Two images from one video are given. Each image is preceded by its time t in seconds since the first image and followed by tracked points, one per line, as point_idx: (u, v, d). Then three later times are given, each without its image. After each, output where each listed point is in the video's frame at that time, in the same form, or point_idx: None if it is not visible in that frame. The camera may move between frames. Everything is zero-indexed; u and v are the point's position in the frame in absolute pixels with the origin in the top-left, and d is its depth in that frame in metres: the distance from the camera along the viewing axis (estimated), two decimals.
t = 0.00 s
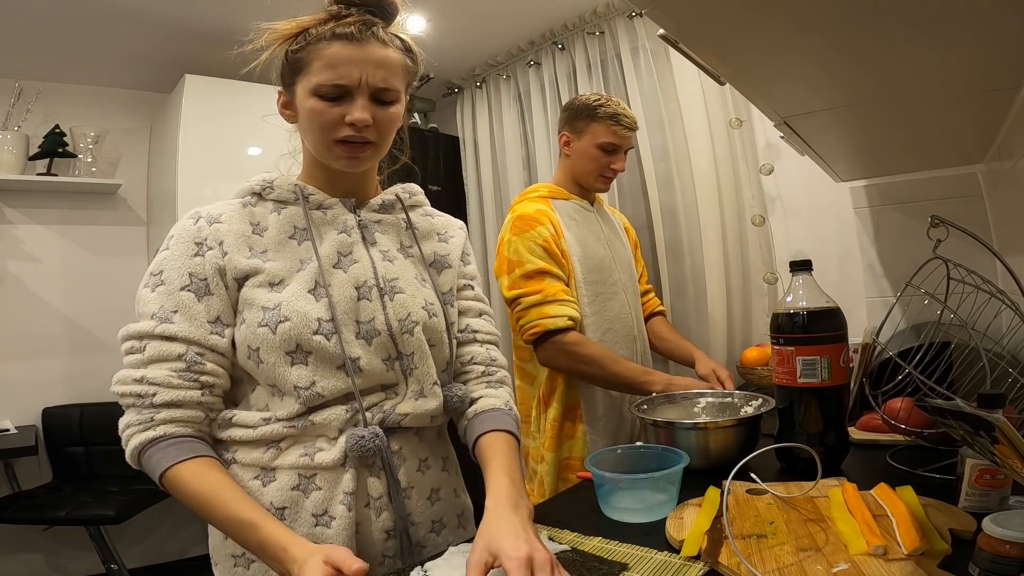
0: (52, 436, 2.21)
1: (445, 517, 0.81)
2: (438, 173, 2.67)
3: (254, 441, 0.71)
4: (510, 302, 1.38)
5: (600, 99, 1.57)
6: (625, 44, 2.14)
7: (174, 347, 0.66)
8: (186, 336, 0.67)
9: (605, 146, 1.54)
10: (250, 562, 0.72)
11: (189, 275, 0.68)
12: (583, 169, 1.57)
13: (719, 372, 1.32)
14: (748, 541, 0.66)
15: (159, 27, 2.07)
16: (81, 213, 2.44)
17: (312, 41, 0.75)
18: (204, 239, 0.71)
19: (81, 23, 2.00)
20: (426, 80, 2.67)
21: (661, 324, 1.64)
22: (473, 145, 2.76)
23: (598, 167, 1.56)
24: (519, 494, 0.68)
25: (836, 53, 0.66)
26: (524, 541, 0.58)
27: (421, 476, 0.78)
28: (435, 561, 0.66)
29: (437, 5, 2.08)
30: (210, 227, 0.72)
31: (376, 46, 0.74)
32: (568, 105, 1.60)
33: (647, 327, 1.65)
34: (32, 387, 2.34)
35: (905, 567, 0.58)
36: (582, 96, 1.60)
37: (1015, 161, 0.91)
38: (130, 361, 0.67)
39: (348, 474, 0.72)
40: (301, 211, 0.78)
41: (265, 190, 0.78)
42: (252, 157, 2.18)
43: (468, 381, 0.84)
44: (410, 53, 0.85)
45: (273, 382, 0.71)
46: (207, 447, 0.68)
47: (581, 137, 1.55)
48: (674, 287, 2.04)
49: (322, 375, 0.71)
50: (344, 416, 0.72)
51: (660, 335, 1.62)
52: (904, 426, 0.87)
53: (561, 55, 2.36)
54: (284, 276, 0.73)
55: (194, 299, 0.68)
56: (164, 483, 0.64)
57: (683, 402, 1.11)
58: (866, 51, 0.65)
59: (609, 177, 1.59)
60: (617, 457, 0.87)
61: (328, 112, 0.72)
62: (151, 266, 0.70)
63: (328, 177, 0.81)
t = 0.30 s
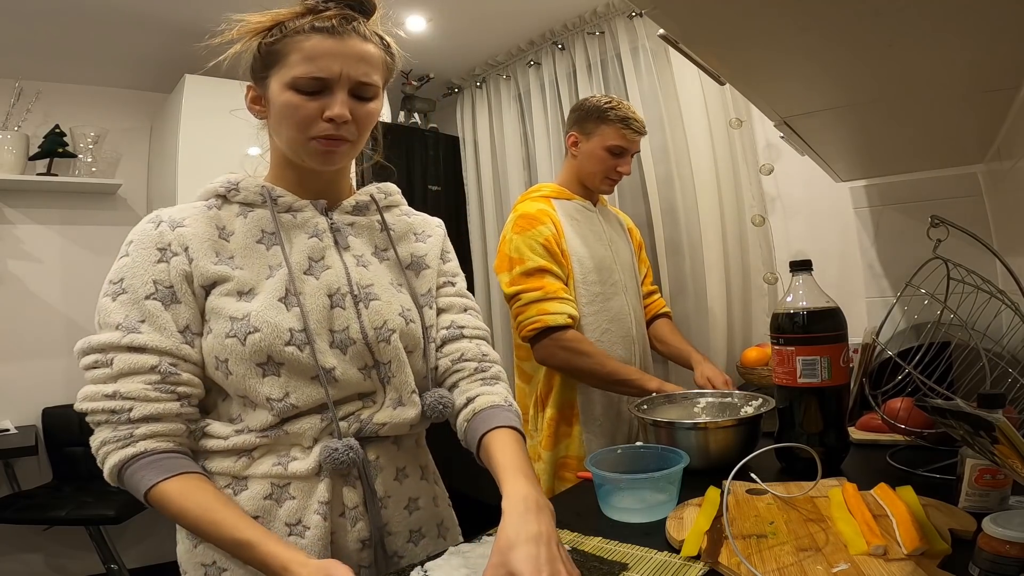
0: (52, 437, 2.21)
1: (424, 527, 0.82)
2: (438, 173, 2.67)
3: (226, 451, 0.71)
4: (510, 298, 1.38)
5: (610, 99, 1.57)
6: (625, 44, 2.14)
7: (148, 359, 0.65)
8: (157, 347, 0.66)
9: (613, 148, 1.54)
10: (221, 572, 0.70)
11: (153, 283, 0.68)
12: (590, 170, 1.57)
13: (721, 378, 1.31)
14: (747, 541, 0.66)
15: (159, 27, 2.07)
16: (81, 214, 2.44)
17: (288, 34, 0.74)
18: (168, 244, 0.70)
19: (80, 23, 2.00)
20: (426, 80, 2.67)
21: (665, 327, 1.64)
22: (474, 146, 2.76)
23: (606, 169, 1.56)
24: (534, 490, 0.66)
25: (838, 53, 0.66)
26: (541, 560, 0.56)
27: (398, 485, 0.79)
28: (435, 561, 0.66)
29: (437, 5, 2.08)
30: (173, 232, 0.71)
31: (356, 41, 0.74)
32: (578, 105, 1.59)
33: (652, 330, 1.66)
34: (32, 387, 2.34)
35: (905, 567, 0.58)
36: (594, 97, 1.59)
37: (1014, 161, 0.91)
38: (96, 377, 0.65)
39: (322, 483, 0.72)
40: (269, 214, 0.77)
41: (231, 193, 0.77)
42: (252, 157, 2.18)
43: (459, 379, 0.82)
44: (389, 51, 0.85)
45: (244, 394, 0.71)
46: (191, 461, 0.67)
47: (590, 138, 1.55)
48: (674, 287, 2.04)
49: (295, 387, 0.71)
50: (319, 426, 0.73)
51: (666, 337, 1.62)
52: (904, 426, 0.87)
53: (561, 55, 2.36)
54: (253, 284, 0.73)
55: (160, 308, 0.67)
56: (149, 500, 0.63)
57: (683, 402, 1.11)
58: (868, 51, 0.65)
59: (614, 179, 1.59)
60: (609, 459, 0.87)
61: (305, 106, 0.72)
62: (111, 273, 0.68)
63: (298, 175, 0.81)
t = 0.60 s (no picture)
0: (52, 437, 2.21)
1: (412, 532, 0.83)
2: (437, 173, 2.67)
3: (206, 457, 0.71)
4: (514, 297, 1.38)
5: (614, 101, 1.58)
6: (625, 44, 2.14)
7: (124, 364, 0.65)
8: (133, 352, 0.65)
9: (616, 151, 1.54)
10: None
11: (128, 285, 0.67)
12: (593, 172, 1.57)
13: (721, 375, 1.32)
14: (747, 541, 0.66)
15: (159, 27, 2.07)
16: (81, 214, 2.44)
17: (281, 29, 0.74)
18: (143, 245, 0.69)
19: (80, 23, 2.00)
20: (426, 80, 2.67)
21: (667, 326, 1.65)
22: (474, 146, 2.76)
23: (609, 172, 1.56)
24: (539, 490, 0.66)
25: (838, 53, 0.66)
26: (541, 565, 0.56)
27: (385, 491, 0.80)
28: (434, 561, 0.66)
29: (438, 5, 2.08)
30: (149, 232, 0.70)
31: (351, 40, 0.74)
32: (584, 106, 1.59)
33: (653, 329, 1.66)
34: (31, 387, 2.33)
35: (905, 568, 0.58)
36: (600, 99, 1.59)
37: (1014, 161, 0.91)
38: (70, 382, 0.64)
39: (306, 490, 0.72)
40: (250, 214, 0.77)
41: (210, 192, 0.77)
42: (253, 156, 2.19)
43: (456, 379, 0.82)
44: (385, 50, 0.85)
45: (224, 399, 0.71)
46: (171, 466, 0.67)
47: (594, 139, 1.55)
48: (674, 287, 2.04)
49: (277, 393, 0.71)
50: (303, 432, 0.73)
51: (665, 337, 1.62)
52: (904, 426, 0.87)
53: (561, 55, 2.36)
54: (234, 287, 0.73)
55: (136, 311, 0.67)
56: (131, 509, 0.62)
57: (683, 402, 1.11)
58: (867, 51, 0.65)
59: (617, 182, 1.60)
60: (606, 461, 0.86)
61: (295, 105, 0.72)
62: (84, 274, 0.67)
63: (281, 173, 0.81)
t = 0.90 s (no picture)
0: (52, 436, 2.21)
1: (405, 536, 0.83)
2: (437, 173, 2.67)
3: (195, 460, 0.71)
4: (517, 293, 1.38)
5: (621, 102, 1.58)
6: (625, 44, 2.14)
7: (111, 366, 0.65)
8: (120, 353, 0.65)
9: (621, 152, 1.54)
10: None
11: (115, 286, 0.67)
12: (596, 172, 1.57)
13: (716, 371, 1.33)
14: (748, 541, 0.66)
15: (158, 27, 2.07)
16: (81, 214, 2.44)
17: (281, 32, 0.73)
18: (131, 246, 0.69)
19: (80, 23, 2.00)
20: (426, 80, 2.67)
21: (662, 327, 1.65)
22: (473, 146, 2.76)
23: (613, 172, 1.57)
24: (545, 488, 0.66)
25: (838, 53, 0.66)
26: (550, 560, 0.56)
27: (378, 495, 0.80)
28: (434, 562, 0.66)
29: (438, 5, 2.08)
30: (137, 233, 0.70)
31: (352, 47, 0.74)
32: (590, 107, 1.59)
33: (649, 330, 1.66)
34: (31, 387, 2.33)
35: (905, 568, 0.58)
36: (605, 100, 1.59)
37: (1014, 161, 0.91)
38: (57, 384, 0.64)
39: (295, 494, 0.72)
40: (240, 215, 0.77)
41: (199, 192, 0.77)
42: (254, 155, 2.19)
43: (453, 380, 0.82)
44: (385, 54, 0.85)
45: (211, 401, 0.71)
46: (160, 469, 0.67)
47: (599, 140, 1.55)
48: (674, 287, 2.04)
49: (266, 395, 0.71)
50: (292, 435, 0.73)
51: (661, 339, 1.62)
52: (904, 426, 0.87)
53: (561, 55, 2.36)
54: (224, 288, 0.72)
55: (124, 313, 0.67)
56: (121, 514, 0.62)
57: (683, 402, 1.11)
58: (867, 51, 0.65)
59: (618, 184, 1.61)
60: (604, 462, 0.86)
61: (290, 112, 0.72)
62: (71, 275, 0.67)
63: (272, 175, 0.81)
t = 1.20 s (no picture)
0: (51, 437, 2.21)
1: (405, 537, 0.83)
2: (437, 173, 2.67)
3: (192, 461, 0.71)
4: (519, 291, 1.36)
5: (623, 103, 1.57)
6: (625, 44, 2.14)
7: (108, 366, 0.64)
8: (116, 353, 0.65)
9: (621, 153, 1.54)
10: None
11: (112, 285, 0.67)
12: (596, 173, 1.57)
13: (712, 377, 1.32)
14: (748, 541, 0.66)
15: (158, 27, 2.07)
16: (81, 214, 2.45)
17: (285, 35, 0.73)
18: (128, 245, 0.69)
19: (80, 23, 2.00)
20: (426, 80, 2.67)
21: (661, 327, 1.64)
22: (473, 146, 2.76)
23: (613, 173, 1.57)
24: (547, 486, 0.66)
25: (838, 53, 0.66)
26: (559, 556, 0.56)
27: (376, 496, 0.80)
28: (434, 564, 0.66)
29: (438, 5, 2.08)
30: (134, 232, 0.70)
31: (355, 53, 0.74)
32: (591, 107, 1.58)
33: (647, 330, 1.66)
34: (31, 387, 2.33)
35: (905, 567, 0.58)
36: (607, 100, 1.59)
37: (1014, 161, 0.91)
38: (53, 384, 0.64)
39: (294, 495, 0.72)
40: (238, 215, 0.77)
41: (197, 193, 0.77)
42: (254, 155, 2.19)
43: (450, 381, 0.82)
44: (386, 57, 0.85)
45: (208, 401, 0.71)
46: (156, 470, 0.67)
47: (600, 141, 1.55)
48: (674, 287, 2.04)
49: (264, 395, 0.71)
50: (290, 435, 0.73)
51: (660, 338, 1.62)
52: (904, 426, 0.87)
53: (561, 55, 2.36)
54: (221, 287, 0.72)
55: (120, 312, 0.66)
56: (118, 516, 0.62)
57: (683, 402, 1.11)
58: (866, 51, 0.65)
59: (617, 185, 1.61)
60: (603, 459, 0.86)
61: (293, 116, 0.72)
62: (67, 274, 0.67)
63: (272, 176, 0.81)
